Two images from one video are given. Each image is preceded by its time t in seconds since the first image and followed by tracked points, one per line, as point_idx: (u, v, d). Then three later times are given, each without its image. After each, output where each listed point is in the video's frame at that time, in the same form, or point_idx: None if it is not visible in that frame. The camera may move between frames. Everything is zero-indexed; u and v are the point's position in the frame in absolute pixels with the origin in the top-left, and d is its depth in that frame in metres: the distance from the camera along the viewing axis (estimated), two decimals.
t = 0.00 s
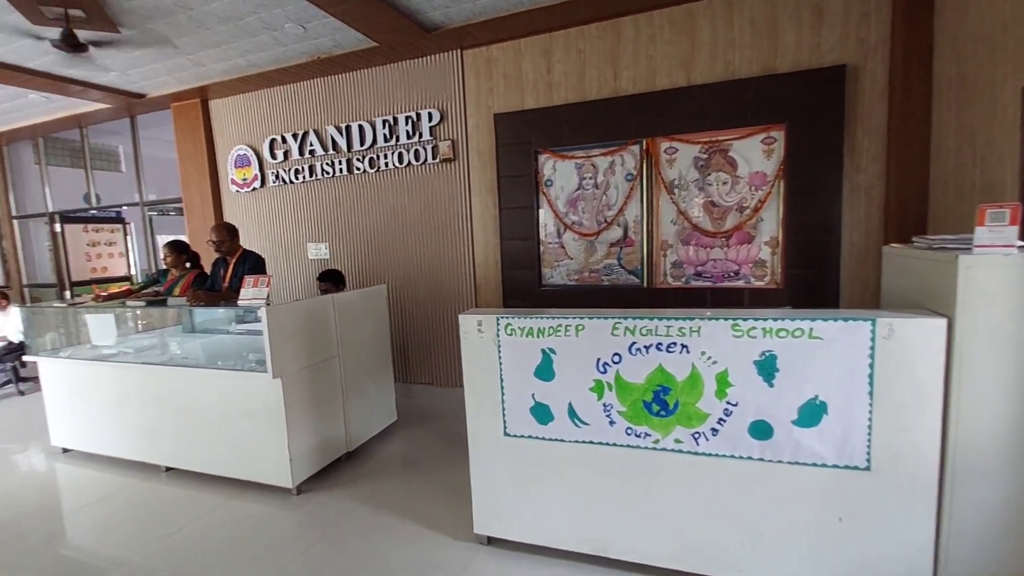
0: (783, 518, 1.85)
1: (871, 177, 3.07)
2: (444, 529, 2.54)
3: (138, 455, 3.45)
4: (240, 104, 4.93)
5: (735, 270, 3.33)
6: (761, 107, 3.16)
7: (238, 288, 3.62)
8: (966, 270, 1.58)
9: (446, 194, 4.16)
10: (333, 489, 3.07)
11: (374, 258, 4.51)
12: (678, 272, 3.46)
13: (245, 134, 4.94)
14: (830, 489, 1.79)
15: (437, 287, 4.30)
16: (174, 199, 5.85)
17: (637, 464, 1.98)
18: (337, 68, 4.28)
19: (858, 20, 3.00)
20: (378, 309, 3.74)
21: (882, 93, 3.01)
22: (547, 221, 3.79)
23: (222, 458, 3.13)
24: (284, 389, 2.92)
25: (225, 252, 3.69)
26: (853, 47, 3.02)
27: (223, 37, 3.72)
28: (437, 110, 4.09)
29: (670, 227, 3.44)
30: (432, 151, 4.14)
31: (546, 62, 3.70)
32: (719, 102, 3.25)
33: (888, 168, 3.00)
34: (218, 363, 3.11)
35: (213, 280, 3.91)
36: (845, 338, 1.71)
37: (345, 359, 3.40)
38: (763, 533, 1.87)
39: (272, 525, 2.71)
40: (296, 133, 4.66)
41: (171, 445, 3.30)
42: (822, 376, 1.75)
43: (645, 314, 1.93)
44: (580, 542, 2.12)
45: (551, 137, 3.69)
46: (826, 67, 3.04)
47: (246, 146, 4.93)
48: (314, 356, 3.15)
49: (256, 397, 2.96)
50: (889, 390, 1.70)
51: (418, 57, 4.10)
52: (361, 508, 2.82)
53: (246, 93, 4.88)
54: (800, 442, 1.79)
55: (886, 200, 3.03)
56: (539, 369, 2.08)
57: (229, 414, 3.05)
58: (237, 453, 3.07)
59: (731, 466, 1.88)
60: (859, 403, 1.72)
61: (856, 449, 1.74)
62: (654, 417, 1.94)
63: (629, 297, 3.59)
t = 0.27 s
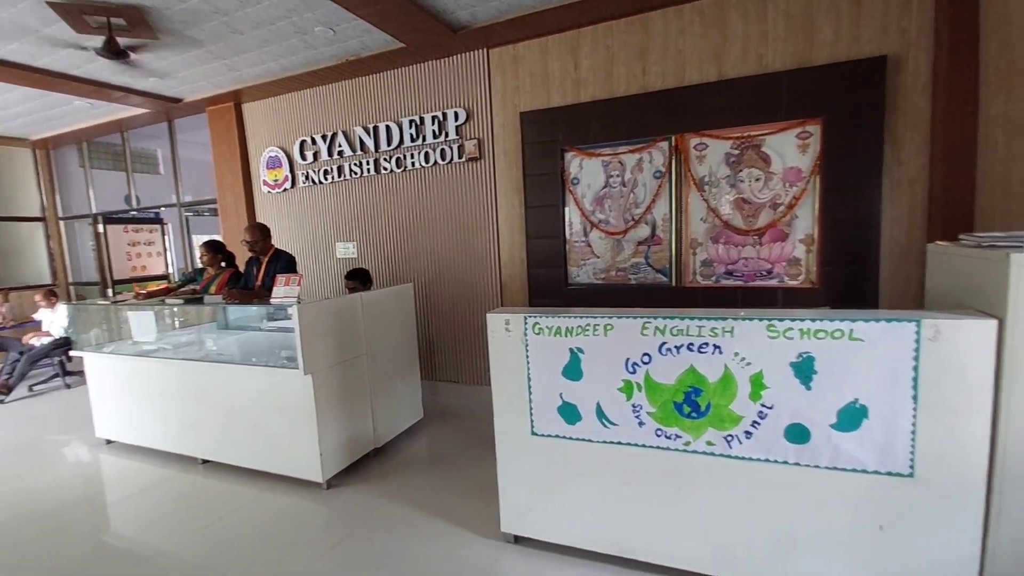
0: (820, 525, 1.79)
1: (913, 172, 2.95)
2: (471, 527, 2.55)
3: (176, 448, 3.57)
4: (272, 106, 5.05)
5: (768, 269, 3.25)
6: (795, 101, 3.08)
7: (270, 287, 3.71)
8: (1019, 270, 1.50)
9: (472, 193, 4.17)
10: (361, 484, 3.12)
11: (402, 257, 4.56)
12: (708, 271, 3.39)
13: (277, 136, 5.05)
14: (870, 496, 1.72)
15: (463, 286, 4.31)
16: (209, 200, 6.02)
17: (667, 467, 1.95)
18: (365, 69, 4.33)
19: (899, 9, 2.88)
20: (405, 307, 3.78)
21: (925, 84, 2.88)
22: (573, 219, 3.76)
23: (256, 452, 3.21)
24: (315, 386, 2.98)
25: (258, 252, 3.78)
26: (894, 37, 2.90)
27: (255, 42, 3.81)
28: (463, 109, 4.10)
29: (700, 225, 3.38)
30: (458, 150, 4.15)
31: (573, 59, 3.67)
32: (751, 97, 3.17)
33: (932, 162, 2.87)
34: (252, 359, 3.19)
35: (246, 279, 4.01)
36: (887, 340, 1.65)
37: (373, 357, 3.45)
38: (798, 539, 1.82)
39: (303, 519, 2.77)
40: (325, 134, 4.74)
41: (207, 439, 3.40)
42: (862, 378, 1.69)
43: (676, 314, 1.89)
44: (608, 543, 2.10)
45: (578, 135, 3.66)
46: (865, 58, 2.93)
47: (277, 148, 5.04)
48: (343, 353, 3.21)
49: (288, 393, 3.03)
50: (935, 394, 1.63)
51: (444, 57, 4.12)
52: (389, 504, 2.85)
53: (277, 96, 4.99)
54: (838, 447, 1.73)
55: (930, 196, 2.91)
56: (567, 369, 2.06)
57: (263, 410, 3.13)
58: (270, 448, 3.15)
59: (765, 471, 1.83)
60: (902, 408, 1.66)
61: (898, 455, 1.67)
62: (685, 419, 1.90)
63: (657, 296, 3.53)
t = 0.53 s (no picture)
0: (857, 534, 1.73)
1: (955, 167, 2.83)
2: (496, 526, 2.55)
3: (208, 442, 3.67)
4: (299, 108, 5.14)
5: (800, 269, 3.16)
6: (829, 96, 2.99)
7: (298, 285, 3.78)
8: None
9: (496, 192, 4.17)
10: (387, 481, 3.15)
11: (425, 256, 4.59)
12: (736, 270, 3.32)
13: (304, 137, 5.14)
14: (911, 505, 1.66)
15: (486, 285, 4.32)
16: (239, 201, 6.16)
17: (696, 470, 1.92)
18: (390, 70, 4.37)
19: None
20: (429, 306, 3.80)
21: (968, 76, 2.77)
22: (598, 218, 3.73)
23: (284, 448, 3.27)
24: (341, 384, 3.02)
25: (286, 251, 3.86)
26: (934, 28, 2.79)
27: (284, 45, 3.88)
28: (487, 109, 4.10)
29: (728, 224, 3.31)
30: (481, 149, 4.16)
31: (598, 56, 3.64)
32: (782, 92, 3.10)
33: (975, 157, 2.76)
34: (281, 357, 3.25)
35: (275, 278, 4.09)
36: (931, 342, 1.58)
37: (398, 355, 3.48)
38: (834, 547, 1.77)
39: (330, 514, 2.81)
40: (351, 135, 4.80)
41: (238, 434, 3.48)
42: (904, 382, 1.62)
43: (706, 314, 1.85)
44: (635, 546, 2.07)
45: (602, 133, 3.63)
46: (904, 50, 2.83)
47: (304, 149, 5.13)
48: (369, 351, 3.24)
49: (315, 390, 3.08)
50: (982, 399, 1.56)
51: (469, 57, 4.13)
52: (414, 501, 2.87)
53: (305, 98, 5.07)
54: (877, 453, 1.67)
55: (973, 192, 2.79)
56: (594, 369, 2.04)
57: (291, 406, 3.19)
58: (298, 444, 3.20)
59: (799, 476, 1.78)
60: (946, 413, 1.59)
61: (942, 463, 1.61)
62: (715, 421, 1.86)
63: (684, 296, 3.48)
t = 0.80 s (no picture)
0: (892, 543, 1.68)
1: (992, 165, 2.73)
2: (516, 527, 2.54)
3: (232, 438, 3.73)
4: (321, 109, 5.20)
5: (828, 269, 3.09)
6: (859, 92, 2.91)
7: (320, 285, 3.82)
8: None
9: (515, 192, 4.15)
10: (407, 479, 3.17)
11: (445, 256, 4.60)
12: (761, 271, 3.26)
13: (325, 138, 5.19)
14: (949, 514, 1.60)
15: (505, 285, 4.31)
16: (261, 201, 6.26)
17: (722, 474, 1.88)
18: (411, 70, 4.39)
19: None
20: (449, 305, 3.81)
21: (1007, 70, 2.67)
22: (619, 218, 3.69)
23: (306, 445, 3.31)
24: (363, 382, 3.04)
25: (308, 250, 3.90)
26: (971, 20, 2.70)
27: (307, 47, 3.93)
28: (507, 108, 4.09)
29: (753, 223, 3.25)
30: (501, 149, 4.15)
31: (620, 54, 3.60)
32: (810, 88, 3.02)
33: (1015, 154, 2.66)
34: (303, 355, 3.29)
35: (297, 277, 4.15)
36: (972, 346, 1.52)
37: (419, 354, 3.50)
38: (866, 556, 1.71)
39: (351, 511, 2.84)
40: (371, 135, 4.84)
41: (261, 431, 3.53)
42: (942, 388, 1.57)
43: (734, 316, 1.81)
44: (658, 550, 2.04)
45: (624, 131, 3.59)
46: (939, 44, 2.74)
47: (326, 150, 5.19)
48: (390, 350, 3.26)
49: (337, 389, 3.11)
50: None
51: (489, 56, 4.12)
52: (434, 500, 2.88)
53: (327, 99, 5.13)
54: (913, 461, 1.62)
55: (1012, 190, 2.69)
56: (617, 370, 2.02)
57: (314, 404, 3.22)
58: (320, 441, 3.24)
59: (830, 483, 1.73)
60: (988, 420, 1.53)
61: (982, 472, 1.55)
62: (743, 425, 1.83)
63: (707, 297, 3.42)
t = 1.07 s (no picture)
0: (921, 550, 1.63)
1: None
2: (532, 527, 2.52)
3: (250, 434, 3.77)
4: (337, 107, 5.22)
5: (852, 268, 3.01)
6: (886, 85, 2.83)
7: (336, 282, 3.83)
8: None
9: (531, 189, 4.13)
10: (422, 477, 3.17)
11: (460, 253, 4.59)
12: (782, 269, 3.19)
13: (341, 136, 5.21)
14: (984, 522, 1.55)
15: (520, 283, 4.29)
16: (277, 198, 6.31)
17: (745, 477, 1.84)
18: (426, 67, 4.38)
19: None
20: (464, 303, 3.80)
21: None
22: (636, 215, 3.64)
23: (323, 442, 3.33)
24: (379, 379, 3.05)
25: (324, 248, 3.92)
26: (1005, 11, 2.61)
27: (324, 44, 3.93)
28: (523, 104, 4.06)
29: (774, 221, 3.18)
30: (517, 146, 4.12)
31: (638, 49, 3.55)
32: (835, 82, 2.95)
33: None
34: (320, 352, 3.31)
35: (313, 274, 4.17)
36: (1009, 348, 1.47)
37: (434, 352, 3.49)
38: (895, 563, 1.66)
39: (367, 508, 2.84)
40: (387, 132, 4.85)
41: (278, 426, 3.56)
42: (977, 391, 1.51)
43: (757, 315, 1.77)
44: (678, 553, 2.01)
45: (641, 127, 3.54)
46: (971, 36, 2.65)
47: (341, 147, 5.20)
48: (406, 347, 3.26)
49: (353, 386, 3.11)
50: None
51: (505, 52, 4.10)
52: (449, 498, 2.87)
53: (342, 97, 5.14)
54: (945, 466, 1.57)
55: None
56: (637, 370, 1.99)
57: (330, 401, 3.24)
58: (336, 437, 3.25)
59: (857, 487, 1.69)
60: None
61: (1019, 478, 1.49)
62: (767, 427, 1.79)
63: (726, 295, 3.37)
